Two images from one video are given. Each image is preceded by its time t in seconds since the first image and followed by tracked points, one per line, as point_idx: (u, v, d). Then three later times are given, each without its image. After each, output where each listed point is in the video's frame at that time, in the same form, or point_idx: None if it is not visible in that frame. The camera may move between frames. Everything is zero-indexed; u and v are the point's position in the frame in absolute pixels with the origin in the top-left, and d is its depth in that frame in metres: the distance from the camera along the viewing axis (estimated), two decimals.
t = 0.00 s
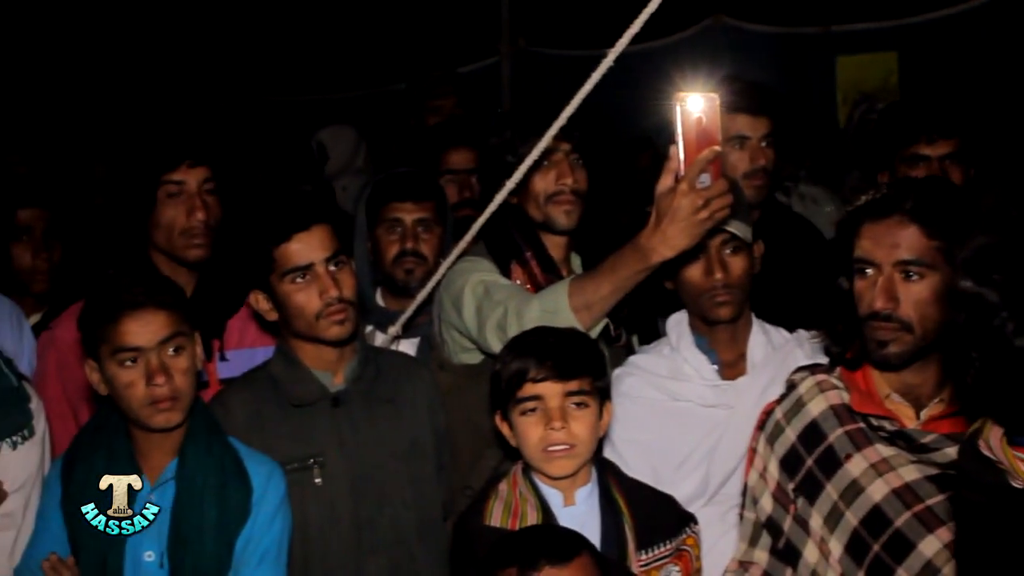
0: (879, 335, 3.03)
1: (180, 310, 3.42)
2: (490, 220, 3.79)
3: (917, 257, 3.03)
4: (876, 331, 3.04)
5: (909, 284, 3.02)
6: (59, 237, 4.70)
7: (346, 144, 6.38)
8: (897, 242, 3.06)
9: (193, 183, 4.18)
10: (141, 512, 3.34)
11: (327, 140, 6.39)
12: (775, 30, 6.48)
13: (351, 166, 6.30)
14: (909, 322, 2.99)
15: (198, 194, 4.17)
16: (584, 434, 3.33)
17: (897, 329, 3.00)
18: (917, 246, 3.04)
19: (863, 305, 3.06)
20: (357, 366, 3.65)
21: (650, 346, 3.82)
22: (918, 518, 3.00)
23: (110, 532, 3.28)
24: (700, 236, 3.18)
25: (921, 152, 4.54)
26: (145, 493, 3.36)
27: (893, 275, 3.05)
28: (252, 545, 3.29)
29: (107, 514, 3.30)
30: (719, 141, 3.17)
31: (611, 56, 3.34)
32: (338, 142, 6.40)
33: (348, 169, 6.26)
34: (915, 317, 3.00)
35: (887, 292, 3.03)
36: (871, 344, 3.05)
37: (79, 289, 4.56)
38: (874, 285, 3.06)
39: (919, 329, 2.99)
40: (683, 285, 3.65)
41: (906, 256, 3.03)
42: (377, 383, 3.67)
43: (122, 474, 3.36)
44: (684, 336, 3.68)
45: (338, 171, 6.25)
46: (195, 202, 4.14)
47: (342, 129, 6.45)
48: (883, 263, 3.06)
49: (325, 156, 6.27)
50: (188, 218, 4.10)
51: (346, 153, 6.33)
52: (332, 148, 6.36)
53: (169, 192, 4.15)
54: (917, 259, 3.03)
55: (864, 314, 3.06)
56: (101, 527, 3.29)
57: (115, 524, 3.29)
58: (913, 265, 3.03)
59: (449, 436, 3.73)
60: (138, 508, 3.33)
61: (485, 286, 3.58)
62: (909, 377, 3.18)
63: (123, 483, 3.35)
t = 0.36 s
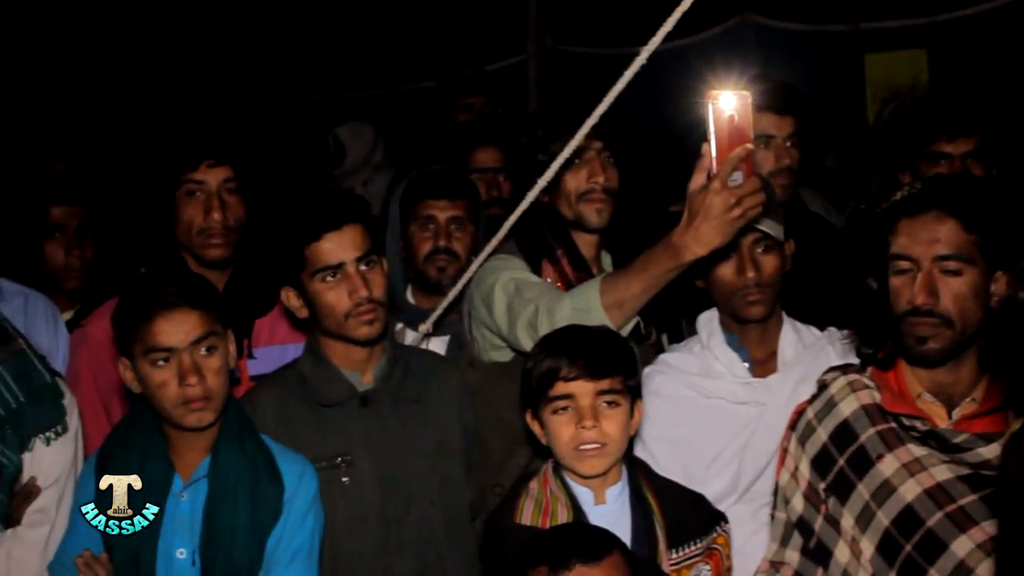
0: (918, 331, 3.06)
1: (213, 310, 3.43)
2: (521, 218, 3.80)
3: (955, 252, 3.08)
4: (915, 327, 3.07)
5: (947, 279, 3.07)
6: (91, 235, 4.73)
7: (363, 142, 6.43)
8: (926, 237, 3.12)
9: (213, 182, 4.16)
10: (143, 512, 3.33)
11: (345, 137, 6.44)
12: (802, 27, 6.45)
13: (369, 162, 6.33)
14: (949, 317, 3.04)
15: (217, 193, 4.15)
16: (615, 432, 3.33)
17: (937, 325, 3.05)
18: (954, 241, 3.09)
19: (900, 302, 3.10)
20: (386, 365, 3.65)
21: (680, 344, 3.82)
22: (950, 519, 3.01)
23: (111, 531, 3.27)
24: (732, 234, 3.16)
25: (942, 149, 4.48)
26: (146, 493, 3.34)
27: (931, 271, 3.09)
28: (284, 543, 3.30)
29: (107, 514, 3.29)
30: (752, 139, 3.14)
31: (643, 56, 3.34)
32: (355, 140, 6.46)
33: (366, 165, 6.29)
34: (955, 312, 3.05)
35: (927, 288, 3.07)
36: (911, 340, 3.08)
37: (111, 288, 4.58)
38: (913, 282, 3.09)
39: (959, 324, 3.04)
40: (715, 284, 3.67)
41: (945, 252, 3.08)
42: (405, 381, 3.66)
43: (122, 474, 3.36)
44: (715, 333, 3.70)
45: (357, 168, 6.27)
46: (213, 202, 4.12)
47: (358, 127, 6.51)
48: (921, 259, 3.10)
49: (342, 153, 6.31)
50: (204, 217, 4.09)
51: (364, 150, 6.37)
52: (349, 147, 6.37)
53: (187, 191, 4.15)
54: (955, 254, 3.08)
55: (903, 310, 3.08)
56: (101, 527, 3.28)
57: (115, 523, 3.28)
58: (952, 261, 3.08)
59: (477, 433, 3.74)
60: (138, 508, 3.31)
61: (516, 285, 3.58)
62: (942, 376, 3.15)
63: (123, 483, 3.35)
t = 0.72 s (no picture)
0: (972, 330, 3.05)
1: (251, 312, 3.44)
2: (556, 219, 3.81)
3: (1003, 247, 3.07)
4: (967, 326, 3.06)
5: (996, 275, 3.06)
6: (126, 234, 4.75)
7: (386, 141, 6.42)
8: (965, 234, 3.12)
9: (248, 181, 4.16)
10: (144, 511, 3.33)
11: (365, 137, 6.44)
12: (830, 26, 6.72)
13: (391, 163, 6.36)
14: (1001, 313, 3.03)
15: (252, 193, 4.15)
16: (651, 433, 3.33)
17: (989, 322, 3.04)
18: (999, 237, 3.08)
19: (950, 302, 3.09)
20: (420, 366, 3.66)
21: (714, 344, 3.86)
22: (990, 520, 3.00)
23: (111, 531, 3.30)
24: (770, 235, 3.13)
25: (968, 151, 4.41)
26: (145, 492, 3.34)
27: (980, 268, 3.08)
28: (321, 542, 3.31)
29: (108, 513, 3.32)
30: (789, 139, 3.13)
31: (679, 56, 3.32)
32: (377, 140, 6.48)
33: (388, 166, 6.32)
34: (1007, 308, 3.03)
35: (978, 286, 3.06)
36: (965, 339, 3.07)
37: (145, 286, 4.60)
38: (962, 281, 3.09)
39: (1010, 320, 3.03)
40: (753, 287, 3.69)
41: (992, 248, 3.07)
42: (440, 381, 3.67)
43: (122, 473, 3.36)
44: (750, 334, 3.74)
45: (379, 168, 6.30)
46: (248, 201, 4.13)
47: (379, 125, 6.52)
48: (968, 257, 3.10)
49: (365, 152, 6.33)
50: (239, 216, 4.10)
51: (386, 149, 6.39)
52: (371, 147, 6.37)
53: (223, 189, 4.15)
54: (1002, 249, 3.07)
55: (955, 310, 3.07)
56: (102, 527, 3.32)
57: (114, 524, 3.30)
58: (999, 256, 3.07)
59: (511, 432, 3.75)
60: (138, 508, 3.32)
61: (552, 284, 3.58)
62: (978, 376, 3.17)
63: (123, 483, 3.35)
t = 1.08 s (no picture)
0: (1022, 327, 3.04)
1: (290, 312, 3.44)
2: (595, 217, 3.83)
3: None
4: (1016, 324, 3.04)
5: None
6: (164, 231, 4.79)
7: (411, 140, 6.47)
8: (1009, 232, 3.10)
9: (287, 178, 4.20)
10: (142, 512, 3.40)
11: (391, 135, 6.42)
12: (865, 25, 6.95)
13: (418, 163, 6.43)
14: None
15: (292, 190, 4.18)
16: (691, 432, 3.32)
17: None
18: None
19: (998, 301, 3.07)
20: (456, 365, 3.65)
21: (752, 343, 3.87)
22: None
23: (111, 531, 3.35)
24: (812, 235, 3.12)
25: (1000, 150, 4.40)
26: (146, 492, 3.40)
27: None
28: (359, 539, 3.30)
29: (108, 513, 3.36)
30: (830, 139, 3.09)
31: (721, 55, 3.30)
32: (402, 139, 6.50)
33: (416, 166, 6.38)
34: None
35: None
36: (1015, 338, 3.05)
37: (184, 283, 4.64)
38: (1010, 280, 3.07)
39: None
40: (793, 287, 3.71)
41: None
42: (477, 380, 3.67)
43: (122, 473, 3.41)
44: (789, 333, 3.77)
45: (407, 168, 6.35)
46: (288, 198, 4.16)
47: (405, 124, 6.55)
48: (1013, 255, 3.08)
49: (393, 152, 6.31)
50: (278, 213, 4.12)
51: (413, 149, 6.43)
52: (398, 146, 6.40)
53: (262, 187, 4.18)
54: None
55: (1004, 308, 3.06)
56: (101, 527, 3.36)
57: (115, 523, 3.35)
58: None
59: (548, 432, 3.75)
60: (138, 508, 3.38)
61: (590, 284, 3.60)
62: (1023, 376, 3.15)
63: (123, 483, 3.40)
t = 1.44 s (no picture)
0: None
1: (328, 309, 3.43)
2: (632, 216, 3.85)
3: None
4: None
5: None
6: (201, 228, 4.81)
7: (437, 138, 6.53)
8: None
9: (326, 175, 4.19)
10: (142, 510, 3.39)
11: (419, 135, 6.47)
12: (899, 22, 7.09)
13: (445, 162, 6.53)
14: None
15: (330, 187, 4.18)
16: (729, 431, 3.32)
17: None
18: None
19: None
20: (493, 362, 3.66)
21: (790, 341, 3.88)
22: None
23: (111, 531, 3.36)
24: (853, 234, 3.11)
25: None
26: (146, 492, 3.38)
27: None
28: (396, 535, 3.31)
29: (108, 513, 3.36)
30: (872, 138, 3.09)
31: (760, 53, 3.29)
32: (428, 135, 6.56)
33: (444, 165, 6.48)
34: None
35: None
36: None
37: (222, 279, 4.66)
38: None
39: None
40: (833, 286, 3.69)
41: None
42: (513, 378, 3.68)
43: (122, 474, 3.36)
44: (826, 331, 3.77)
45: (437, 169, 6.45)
46: (326, 195, 4.16)
47: (433, 124, 6.62)
48: None
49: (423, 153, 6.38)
50: (317, 209, 4.13)
51: (440, 148, 6.51)
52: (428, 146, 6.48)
53: (301, 183, 4.19)
54: None
55: None
56: (102, 527, 3.36)
57: (115, 524, 3.36)
58: None
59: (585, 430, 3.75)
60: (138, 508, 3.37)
61: (628, 280, 3.64)
62: None
63: (123, 483, 3.36)
